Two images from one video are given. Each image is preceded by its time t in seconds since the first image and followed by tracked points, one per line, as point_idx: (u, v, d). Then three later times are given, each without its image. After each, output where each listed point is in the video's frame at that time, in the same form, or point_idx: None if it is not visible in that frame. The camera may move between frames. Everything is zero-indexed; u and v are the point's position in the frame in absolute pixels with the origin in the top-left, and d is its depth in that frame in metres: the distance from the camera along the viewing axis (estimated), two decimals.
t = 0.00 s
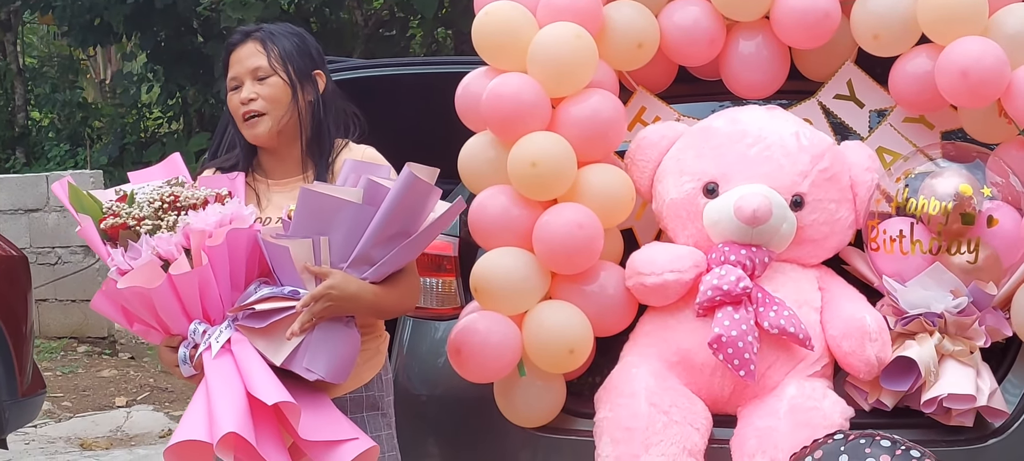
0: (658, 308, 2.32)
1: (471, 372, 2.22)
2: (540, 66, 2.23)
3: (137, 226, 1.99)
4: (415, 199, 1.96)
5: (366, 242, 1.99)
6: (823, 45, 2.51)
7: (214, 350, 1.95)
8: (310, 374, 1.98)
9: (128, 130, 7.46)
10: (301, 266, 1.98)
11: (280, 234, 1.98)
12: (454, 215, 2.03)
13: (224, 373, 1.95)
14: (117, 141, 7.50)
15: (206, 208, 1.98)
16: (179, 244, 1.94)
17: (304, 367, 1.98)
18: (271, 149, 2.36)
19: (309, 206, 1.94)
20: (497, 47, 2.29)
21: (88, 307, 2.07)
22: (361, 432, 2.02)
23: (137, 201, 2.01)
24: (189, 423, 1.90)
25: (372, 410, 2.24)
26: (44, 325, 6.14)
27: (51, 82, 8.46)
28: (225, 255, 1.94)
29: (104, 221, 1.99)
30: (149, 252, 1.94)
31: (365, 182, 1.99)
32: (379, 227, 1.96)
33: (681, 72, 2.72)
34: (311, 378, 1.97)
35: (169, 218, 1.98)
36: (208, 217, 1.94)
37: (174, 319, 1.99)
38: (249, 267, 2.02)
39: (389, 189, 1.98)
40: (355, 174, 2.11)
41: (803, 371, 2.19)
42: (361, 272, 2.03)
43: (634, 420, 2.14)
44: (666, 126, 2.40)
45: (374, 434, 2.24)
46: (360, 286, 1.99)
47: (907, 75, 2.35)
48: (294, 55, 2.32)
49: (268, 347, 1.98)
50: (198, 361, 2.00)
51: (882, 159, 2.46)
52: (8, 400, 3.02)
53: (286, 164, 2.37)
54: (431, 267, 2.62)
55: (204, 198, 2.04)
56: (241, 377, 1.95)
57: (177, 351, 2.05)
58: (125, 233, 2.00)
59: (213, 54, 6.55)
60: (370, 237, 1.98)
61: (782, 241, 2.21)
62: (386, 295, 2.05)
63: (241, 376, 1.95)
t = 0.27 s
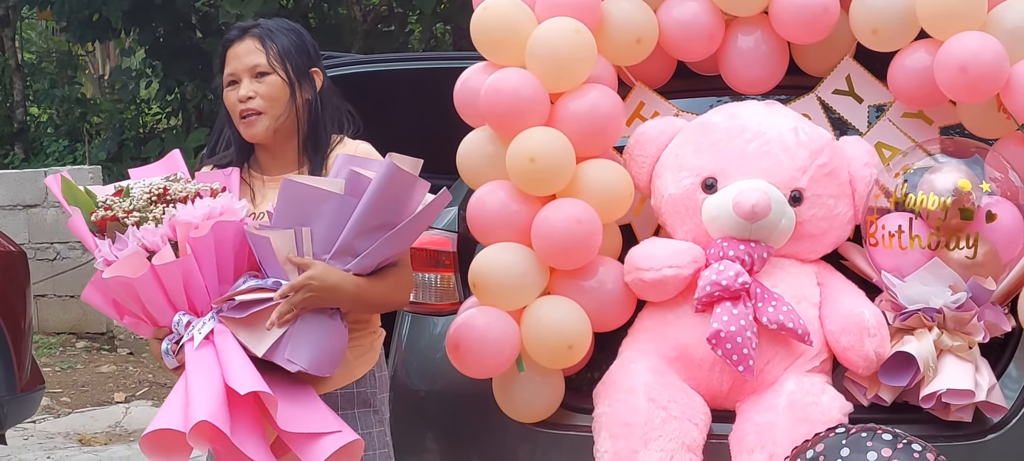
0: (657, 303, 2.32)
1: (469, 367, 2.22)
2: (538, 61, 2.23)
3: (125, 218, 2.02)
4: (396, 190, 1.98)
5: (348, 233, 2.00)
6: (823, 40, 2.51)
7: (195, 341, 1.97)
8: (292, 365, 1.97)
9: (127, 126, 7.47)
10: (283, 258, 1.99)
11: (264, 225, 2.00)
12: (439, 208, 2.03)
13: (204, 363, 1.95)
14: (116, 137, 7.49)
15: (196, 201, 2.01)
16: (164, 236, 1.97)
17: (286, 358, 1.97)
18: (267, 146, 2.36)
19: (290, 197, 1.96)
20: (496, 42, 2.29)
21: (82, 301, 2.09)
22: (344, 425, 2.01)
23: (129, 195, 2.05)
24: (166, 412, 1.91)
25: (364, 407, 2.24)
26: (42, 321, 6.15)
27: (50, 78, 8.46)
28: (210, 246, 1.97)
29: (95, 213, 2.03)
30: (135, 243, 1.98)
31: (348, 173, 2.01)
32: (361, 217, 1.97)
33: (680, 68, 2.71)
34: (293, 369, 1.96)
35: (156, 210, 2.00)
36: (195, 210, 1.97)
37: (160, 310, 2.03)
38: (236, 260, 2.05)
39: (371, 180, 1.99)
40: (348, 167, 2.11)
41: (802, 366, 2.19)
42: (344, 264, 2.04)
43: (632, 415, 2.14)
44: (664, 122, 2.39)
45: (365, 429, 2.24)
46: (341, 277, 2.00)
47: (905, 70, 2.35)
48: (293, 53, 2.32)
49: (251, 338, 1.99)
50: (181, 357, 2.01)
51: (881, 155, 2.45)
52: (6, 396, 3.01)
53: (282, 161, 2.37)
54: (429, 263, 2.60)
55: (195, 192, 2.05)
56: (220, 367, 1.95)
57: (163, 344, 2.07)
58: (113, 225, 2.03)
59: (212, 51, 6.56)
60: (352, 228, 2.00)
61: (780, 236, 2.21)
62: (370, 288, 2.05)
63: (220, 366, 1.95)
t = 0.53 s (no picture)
0: (655, 298, 2.32)
1: (466, 362, 2.21)
2: (536, 56, 2.23)
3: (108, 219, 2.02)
4: (378, 192, 1.98)
5: (332, 234, 2.01)
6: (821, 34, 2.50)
7: (177, 342, 1.97)
8: (275, 366, 1.97)
9: (124, 121, 7.47)
10: (266, 258, 2.00)
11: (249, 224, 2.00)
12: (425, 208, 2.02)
13: (185, 364, 1.95)
14: (114, 132, 7.48)
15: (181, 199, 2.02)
16: (145, 236, 1.98)
17: (268, 359, 1.98)
18: (263, 141, 2.36)
19: (273, 197, 1.97)
20: (493, 37, 2.29)
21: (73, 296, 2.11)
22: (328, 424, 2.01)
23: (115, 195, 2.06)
24: (144, 414, 1.91)
25: (355, 403, 2.26)
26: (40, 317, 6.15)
27: (46, 74, 8.44)
28: (190, 247, 1.97)
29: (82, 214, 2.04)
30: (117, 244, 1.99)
31: (331, 174, 2.02)
32: (343, 219, 1.98)
33: (678, 62, 2.71)
34: (276, 370, 1.97)
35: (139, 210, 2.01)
36: (177, 210, 1.97)
37: (143, 309, 2.04)
38: (223, 259, 2.06)
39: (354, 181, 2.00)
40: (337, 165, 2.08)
41: (799, 360, 2.19)
42: (328, 264, 2.05)
43: (630, 409, 2.14)
44: (662, 116, 2.39)
45: (356, 426, 2.26)
46: (324, 277, 2.01)
47: (903, 64, 2.34)
48: (297, 48, 2.32)
49: (234, 338, 1.99)
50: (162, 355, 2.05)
51: (878, 148, 2.45)
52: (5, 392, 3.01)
53: (276, 157, 2.36)
54: (427, 258, 2.62)
55: (182, 190, 2.06)
56: (197, 370, 1.95)
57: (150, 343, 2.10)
58: (97, 226, 2.04)
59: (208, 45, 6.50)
60: (335, 229, 2.00)
61: (778, 231, 2.21)
62: (355, 287, 2.06)
63: (200, 368, 1.95)
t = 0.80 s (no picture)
0: (650, 293, 2.31)
1: (462, 358, 2.21)
2: (531, 51, 2.22)
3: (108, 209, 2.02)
4: (374, 190, 1.98)
5: (326, 231, 2.02)
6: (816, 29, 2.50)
7: (172, 336, 1.99)
8: (267, 362, 1.98)
9: (120, 118, 7.46)
10: (261, 254, 2.01)
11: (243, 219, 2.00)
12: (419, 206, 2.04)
13: (180, 358, 1.97)
14: (110, 129, 7.45)
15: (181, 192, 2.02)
16: (145, 229, 1.98)
17: (261, 355, 1.98)
18: (262, 136, 2.35)
19: (268, 194, 1.97)
20: (487, 33, 2.28)
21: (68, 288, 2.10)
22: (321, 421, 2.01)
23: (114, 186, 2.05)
24: (139, 406, 1.92)
25: (348, 401, 2.26)
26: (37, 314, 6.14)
27: (43, 72, 8.41)
28: (190, 242, 1.98)
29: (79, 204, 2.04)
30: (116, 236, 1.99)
31: (327, 171, 2.02)
32: (339, 216, 1.99)
33: (673, 58, 2.71)
34: (268, 366, 1.97)
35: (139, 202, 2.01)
36: (177, 204, 1.98)
37: (140, 302, 2.04)
38: (220, 254, 2.06)
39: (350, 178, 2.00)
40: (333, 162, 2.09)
41: (795, 355, 2.19)
42: (322, 261, 2.05)
43: (626, 405, 2.14)
44: (657, 112, 2.39)
45: (348, 423, 2.26)
46: (318, 274, 2.01)
47: (898, 58, 2.34)
48: (301, 45, 2.31)
49: (227, 334, 2.00)
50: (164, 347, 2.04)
51: (873, 143, 2.46)
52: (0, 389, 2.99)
53: (275, 152, 2.36)
54: (423, 255, 2.64)
55: (180, 185, 2.06)
56: (194, 364, 1.96)
57: (146, 337, 2.10)
58: (96, 217, 2.04)
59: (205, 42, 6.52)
60: (330, 226, 2.01)
61: (774, 226, 2.21)
62: (349, 284, 2.06)
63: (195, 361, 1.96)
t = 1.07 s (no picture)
0: (646, 291, 2.31)
1: (459, 357, 2.21)
2: (525, 50, 2.22)
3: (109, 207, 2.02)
4: (380, 189, 1.99)
5: (332, 229, 2.02)
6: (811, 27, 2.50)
7: (177, 334, 1.98)
8: (272, 359, 1.98)
9: (117, 117, 7.43)
10: (266, 252, 2.01)
11: (247, 218, 2.01)
12: (424, 204, 2.04)
13: (185, 356, 1.96)
14: (106, 127, 7.43)
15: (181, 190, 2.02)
16: (147, 226, 1.99)
17: (266, 352, 1.98)
18: (258, 136, 2.35)
19: (274, 190, 1.99)
20: (482, 31, 2.28)
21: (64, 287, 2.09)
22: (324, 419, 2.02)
23: (113, 184, 2.05)
24: (145, 405, 1.89)
25: (346, 400, 2.26)
26: (33, 313, 6.14)
27: (39, 70, 8.39)
28: (193, 239, 1.98)
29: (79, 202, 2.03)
30: (118, 233, 1.99)
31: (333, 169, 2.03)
32: (345, 213, 1.99)
33: (668, 56, 2.71)
34: (273, 364, 1.98)
35: (141, 199, 2.01)
36: (179, 201, 1.98)
37: (142, 300, 2.03)
38: (220, 252, 2.06)
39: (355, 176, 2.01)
40: (335, 162, 2.12)
41: (790, 354, 2.19)
42: (327, 259, 2.06)
43: (621, 404, 2.14)
44: (652, 110, 2.39)
45: (347, 422, 2.26)
46: (324, 272, 2.01)
47: (893, 56, 2.34)
48: (299, 46, 2.31)
49: (232, 331, 2.00)
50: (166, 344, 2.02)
51: (868, 141, 2.44)
52: None
53: (271, 152, 2.36)
54: (418, 254, 2.61)
55: (181, 183, 2.06)
56: (200, 361, 1.96)
57: (146, 335, 2.08)
58: (97, 214, 2.04)
59: (201, 40, 6.52)
60: (335, 224, 2.01)
61: (769, 224, 2.21)
62: (352, 283, 2.07)
63: (201, 359, 1.95)
